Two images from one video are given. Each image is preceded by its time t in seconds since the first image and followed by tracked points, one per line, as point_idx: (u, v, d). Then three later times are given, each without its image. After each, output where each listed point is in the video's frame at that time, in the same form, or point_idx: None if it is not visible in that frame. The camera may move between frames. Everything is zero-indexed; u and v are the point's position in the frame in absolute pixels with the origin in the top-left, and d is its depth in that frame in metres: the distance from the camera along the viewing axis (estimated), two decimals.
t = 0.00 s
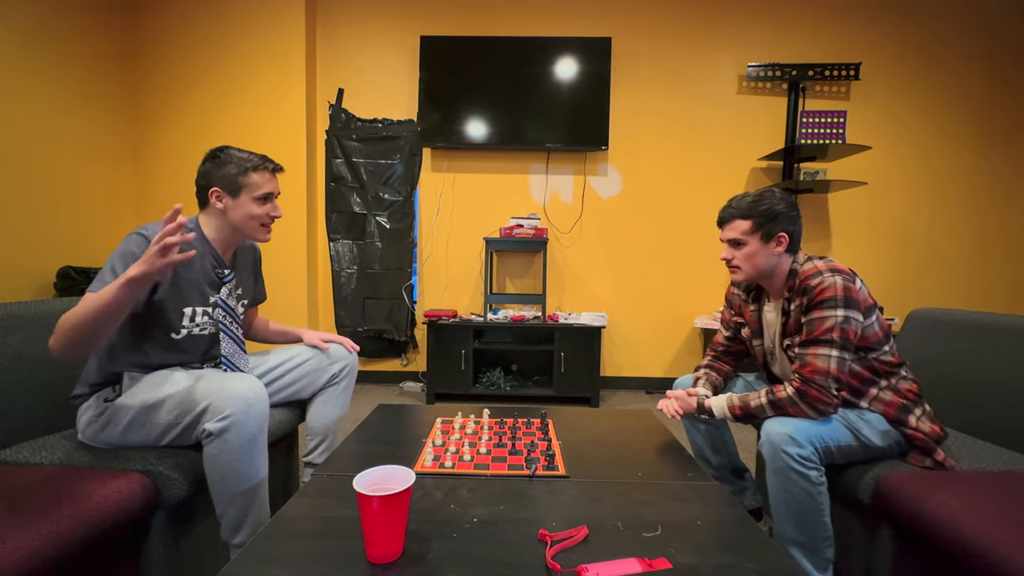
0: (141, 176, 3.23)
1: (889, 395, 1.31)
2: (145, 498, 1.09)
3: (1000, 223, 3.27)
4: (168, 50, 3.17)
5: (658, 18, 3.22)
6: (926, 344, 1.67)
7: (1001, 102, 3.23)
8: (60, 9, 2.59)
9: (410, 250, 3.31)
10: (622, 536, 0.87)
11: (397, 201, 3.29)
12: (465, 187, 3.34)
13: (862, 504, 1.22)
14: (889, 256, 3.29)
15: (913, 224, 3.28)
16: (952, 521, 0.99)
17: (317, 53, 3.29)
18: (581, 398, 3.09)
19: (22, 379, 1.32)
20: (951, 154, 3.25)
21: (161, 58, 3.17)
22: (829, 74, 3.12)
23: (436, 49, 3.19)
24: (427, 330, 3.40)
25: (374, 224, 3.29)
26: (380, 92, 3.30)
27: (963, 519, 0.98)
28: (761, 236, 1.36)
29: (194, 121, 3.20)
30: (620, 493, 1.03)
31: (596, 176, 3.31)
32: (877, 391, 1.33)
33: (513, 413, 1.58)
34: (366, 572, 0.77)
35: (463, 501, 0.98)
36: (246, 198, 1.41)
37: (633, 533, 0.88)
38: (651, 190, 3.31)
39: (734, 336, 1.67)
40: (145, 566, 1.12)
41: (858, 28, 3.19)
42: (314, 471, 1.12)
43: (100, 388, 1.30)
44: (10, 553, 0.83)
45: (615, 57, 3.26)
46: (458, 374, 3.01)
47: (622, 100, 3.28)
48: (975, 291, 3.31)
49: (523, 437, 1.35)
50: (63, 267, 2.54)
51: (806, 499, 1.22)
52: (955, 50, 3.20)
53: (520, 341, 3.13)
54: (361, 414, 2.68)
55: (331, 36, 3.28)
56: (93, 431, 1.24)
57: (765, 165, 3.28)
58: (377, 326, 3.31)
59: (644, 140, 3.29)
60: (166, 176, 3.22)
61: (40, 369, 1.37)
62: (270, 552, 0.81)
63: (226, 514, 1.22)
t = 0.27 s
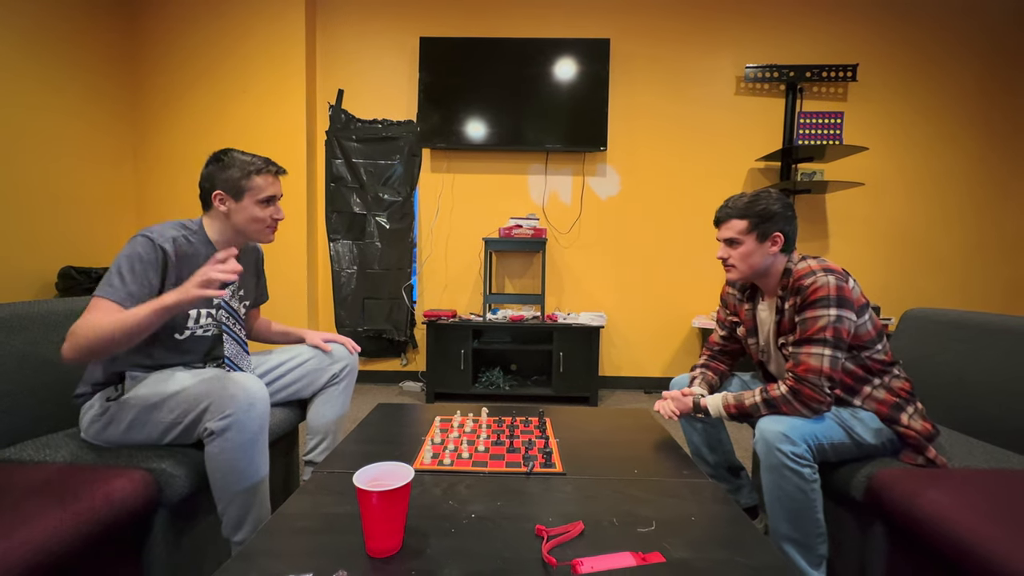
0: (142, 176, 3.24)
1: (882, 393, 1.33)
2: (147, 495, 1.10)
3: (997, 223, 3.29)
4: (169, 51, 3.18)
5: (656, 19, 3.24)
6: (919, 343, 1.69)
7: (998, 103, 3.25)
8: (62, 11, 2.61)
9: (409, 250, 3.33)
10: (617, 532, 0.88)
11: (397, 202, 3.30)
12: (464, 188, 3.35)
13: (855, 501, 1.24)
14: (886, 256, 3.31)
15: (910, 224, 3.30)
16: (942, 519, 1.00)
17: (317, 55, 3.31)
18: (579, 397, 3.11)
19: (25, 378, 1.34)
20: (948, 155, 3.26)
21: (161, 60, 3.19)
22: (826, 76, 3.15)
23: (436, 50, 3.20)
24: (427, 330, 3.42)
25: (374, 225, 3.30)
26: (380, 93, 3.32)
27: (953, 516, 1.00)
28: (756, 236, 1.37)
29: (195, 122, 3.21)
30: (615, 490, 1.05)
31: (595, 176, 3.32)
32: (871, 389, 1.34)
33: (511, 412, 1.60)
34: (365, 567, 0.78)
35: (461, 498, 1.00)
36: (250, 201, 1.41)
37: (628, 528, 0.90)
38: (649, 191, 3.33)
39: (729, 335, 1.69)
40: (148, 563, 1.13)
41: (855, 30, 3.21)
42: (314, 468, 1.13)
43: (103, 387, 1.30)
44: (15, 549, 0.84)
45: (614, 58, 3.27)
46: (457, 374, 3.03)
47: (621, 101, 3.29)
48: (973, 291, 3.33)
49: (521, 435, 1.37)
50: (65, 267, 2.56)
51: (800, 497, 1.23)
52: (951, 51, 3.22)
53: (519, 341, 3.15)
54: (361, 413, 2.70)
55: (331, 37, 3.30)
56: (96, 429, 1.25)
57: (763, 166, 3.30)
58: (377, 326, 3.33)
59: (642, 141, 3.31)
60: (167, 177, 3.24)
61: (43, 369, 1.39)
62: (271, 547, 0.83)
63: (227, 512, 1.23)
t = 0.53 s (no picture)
0: (142, 176, 3.25)
1: (877, 393, 1.34)
2: (148, 494, 1.11)
3: (995, 224, 3.30)
4: (169, 52, 3.19)
5: (655, 20, 3.25)
6: (916, 343, 1.70)
7: (996, 104, 3.26)
8: (63, 12, 2.62)
9: (409, 251, 3.34)
10: (613, 530, 0.90)
11: (396, 202, 3.31)
12: (464, 188, 3.36)
13: (849, 500, 1.25)
14: (884, 256, 3.32)
15: (907, 225, 3.31)
16: (934, 518, 1.01)
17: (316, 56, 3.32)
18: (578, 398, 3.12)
19: (26, 378, 1.35)
20: (945, 156, 3.28)
21: (162, 60, 3.19)
22: (825, 77, 3.17)
23: (436, 51, 3.21)
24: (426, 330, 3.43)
25: (374, 225, 3.31)
26: (379, 94, 3.33)
27: (945, 515, 1.01)
28: (752, 237, 1.38)
29: (195, 123, 3.22)
30: (612, 489, 1.06)
31: (593, 177, 3.33)
32: (866, 389, 1.35)
33: (510, 412, 1.61)
34: (365, 564, 0.80)
35: (459, 496, 1.01)
36: (225, 186, 1.40)
37: (623, 526, 0.91)
38: (648, 191, 3.34)
39: (726, 335, 1.70)
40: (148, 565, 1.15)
41: (853, 31, 3.22)
42: (313, 467, 1.14)
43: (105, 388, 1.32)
44: (18, 548, 0.85)
45: (613, 59, 3.28)
46: (457, 374, 3.04)
47: (620, 102, 3.30)
48: (970, 291, 3.34)
49: (519, 435, 1.38)
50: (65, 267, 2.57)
51: (794, 495, 1.25)
52: (949, 52, 3.23)
53: (518, 341, 3.16)
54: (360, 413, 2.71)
55: (331, 38, 3.31)
56: (98, 428, 1.26)
57: (761, 167, 3.31)
58: (376, 327, 3.34)
59: (641, 142, 3.32)
60: (167, 177, 3.25)
61: (45, 368, 1.40)
62: (271, 545, 0.84)
63: (227, 510, 1.24)
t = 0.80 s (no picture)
0: (143, 176, 3.26)
1: (873, 392, 1.35)
2: (153, 491, 1.13)
3: (993, 224, 3.31)
4: (170, 53, 3.20)
5: (654, 21, 3.26)
6: (912, 343, 1.72)
7: (994, 105, 3.27)
8: (64, 13, 2.63)
9: (409, 251, 3.35)
10: (611, 527, 0.91)
11: (396, 203, 3.32)
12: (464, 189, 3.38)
13: (846, 498, 1.27)
14: (882, 257, 3.34)
15: (905, 225, 3.32)
16: (930, 517, 1.03)
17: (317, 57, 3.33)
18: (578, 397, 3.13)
19: (31, 376, 1.36)
20: (943, 157, 3.29)
21: (163, 61, 3.21)
22: (823, 78, 3.18)
23: (436, 52, 3.23)
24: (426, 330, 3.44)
25: (374, 225, 3.33)
26: (380, 95, 3.34)
27: (940, 513, 1.02)
28: (749, 238, 1.40)
29: (196, 123, 3.23)
30: (610, 487, 1.07)
31: (593, 178, 3.35)
32: (862, 388, 1.36)
33: (509, 411, 1.62)
34: (367, 560, 0.81)
35: (459, 494, 1.02)
36: (192, 173, 1.41)
37: (621, 523, 0.92)
38: (647, 192, 3.35)
39: (724, 335, 1.71)
40: (153, 564, 1.17)
41: (851, 32, 3.23)
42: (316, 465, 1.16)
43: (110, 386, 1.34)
44: (29, 543, 0.87)
45: (612, 61, 3.30)
46: (457, 374, 3.05)
47: (619, 102, 3.32)
48: (968, 292, 3.36)
49: (519, 434, 1.39)
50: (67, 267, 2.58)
51: (791, 493, 1.26)
52: (947, 54, 3.25)
53: (518, 341, 3.17)
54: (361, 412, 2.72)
55: (331, 39, 3.32)
56: (103, 426, 1.28)
57: (760, 167, 3.32)
58: (376, 326, 3.35)
59: (640, 143, 3.33)
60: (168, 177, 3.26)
61: (49, 367, 1.41)
62: (275, 541, 0.85)
63: (225, 507, 1.24)
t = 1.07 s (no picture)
0: (144, 177, 3.27)
1: (869, 392, 1.36)
2: (157, 490, 1.14)
3: (991, 224, 3.32)
4: (171, 54, 3.21)
5: (654, 22, 3.28)
6: (909, 343, 1.73)
7: (992, 106, 3.28)
8: (66, 15, 2.64)
9: (409, 251, 3.36)
10: (610, 524, 0.92)
11: (397, 203, 3.33)
12: (464, 189, 3.39)
13: (842, 496, 1.28)
14: (880, 257, 3.35)
15: (904, 226, 3.34)
16: (924, 514, 1.04)
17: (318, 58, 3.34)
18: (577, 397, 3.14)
19: (38, 375, 1.38)
20: (942, 157, 3.30)
21: (164, 62, 3.22)
22: (821, 79, 3.18)
23: (436, 53, 3.24)
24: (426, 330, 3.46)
25: (374, 225, 3.33)
26: (380, 96, 3.36)
27: (935, 511, 1.03)
28: (747, 239, 1.41)
29: (197, 124, 3.24)
30: (609, 485, 1.08)
31: (592, 178, 3.36)
32: (858, 387, 1.38)
33: (510, 410, 1.63)
34: (370, 557, 0.82)
35: (459, 492, 1.04)
36: (187, 177, 1.42)
37: (620, 521, 0.93)
38: (647, 192, 3.36)
39: (723, 335, 1.73)
40: (157, 564, 1.18)
41: (850, 34, 3.24)
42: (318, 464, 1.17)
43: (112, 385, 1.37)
44: (35, 541, 0.88)
45: (612, 62, 3.31)
46: (457, 373, 3.06)
47: (618, 103, 3.33)
48: (966, 292, 3.37)
49: (519, 433, 1.41)
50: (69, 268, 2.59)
51: (788, 491, 1.27)
52: (945, 55, 3.26)
53: (518, 341, 3.18)
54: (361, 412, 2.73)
55: (331, 40, 3.33)
56: (105, 425, 1.29)
57: (759, 168, 3.33)
58: (377, 326, 3.36)
59: (640, 143, 3.34)
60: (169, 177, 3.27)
61: (54, 367, 1.43)
62: (278, 538, 0.86)
63: (221, 509, 1.24)
